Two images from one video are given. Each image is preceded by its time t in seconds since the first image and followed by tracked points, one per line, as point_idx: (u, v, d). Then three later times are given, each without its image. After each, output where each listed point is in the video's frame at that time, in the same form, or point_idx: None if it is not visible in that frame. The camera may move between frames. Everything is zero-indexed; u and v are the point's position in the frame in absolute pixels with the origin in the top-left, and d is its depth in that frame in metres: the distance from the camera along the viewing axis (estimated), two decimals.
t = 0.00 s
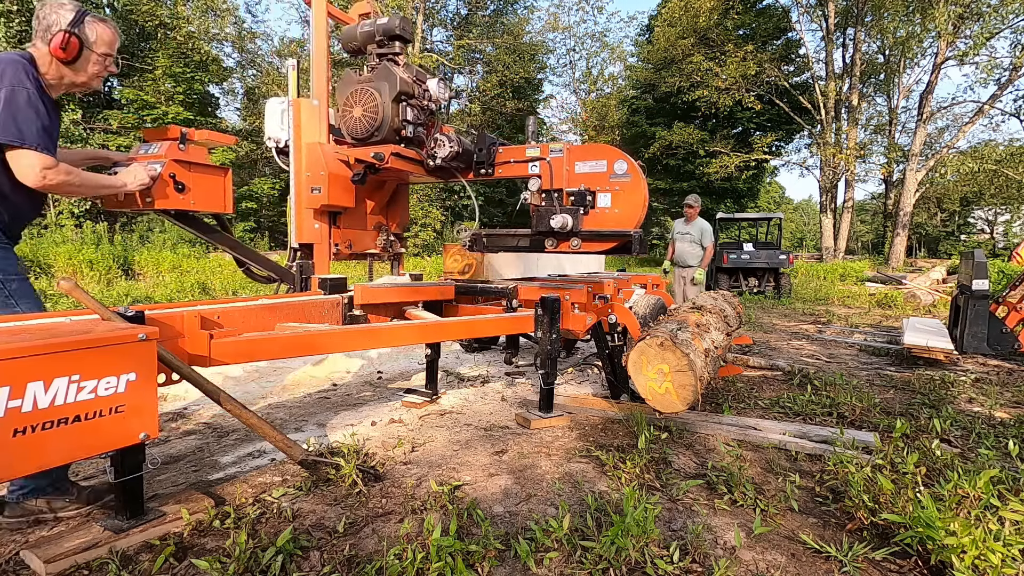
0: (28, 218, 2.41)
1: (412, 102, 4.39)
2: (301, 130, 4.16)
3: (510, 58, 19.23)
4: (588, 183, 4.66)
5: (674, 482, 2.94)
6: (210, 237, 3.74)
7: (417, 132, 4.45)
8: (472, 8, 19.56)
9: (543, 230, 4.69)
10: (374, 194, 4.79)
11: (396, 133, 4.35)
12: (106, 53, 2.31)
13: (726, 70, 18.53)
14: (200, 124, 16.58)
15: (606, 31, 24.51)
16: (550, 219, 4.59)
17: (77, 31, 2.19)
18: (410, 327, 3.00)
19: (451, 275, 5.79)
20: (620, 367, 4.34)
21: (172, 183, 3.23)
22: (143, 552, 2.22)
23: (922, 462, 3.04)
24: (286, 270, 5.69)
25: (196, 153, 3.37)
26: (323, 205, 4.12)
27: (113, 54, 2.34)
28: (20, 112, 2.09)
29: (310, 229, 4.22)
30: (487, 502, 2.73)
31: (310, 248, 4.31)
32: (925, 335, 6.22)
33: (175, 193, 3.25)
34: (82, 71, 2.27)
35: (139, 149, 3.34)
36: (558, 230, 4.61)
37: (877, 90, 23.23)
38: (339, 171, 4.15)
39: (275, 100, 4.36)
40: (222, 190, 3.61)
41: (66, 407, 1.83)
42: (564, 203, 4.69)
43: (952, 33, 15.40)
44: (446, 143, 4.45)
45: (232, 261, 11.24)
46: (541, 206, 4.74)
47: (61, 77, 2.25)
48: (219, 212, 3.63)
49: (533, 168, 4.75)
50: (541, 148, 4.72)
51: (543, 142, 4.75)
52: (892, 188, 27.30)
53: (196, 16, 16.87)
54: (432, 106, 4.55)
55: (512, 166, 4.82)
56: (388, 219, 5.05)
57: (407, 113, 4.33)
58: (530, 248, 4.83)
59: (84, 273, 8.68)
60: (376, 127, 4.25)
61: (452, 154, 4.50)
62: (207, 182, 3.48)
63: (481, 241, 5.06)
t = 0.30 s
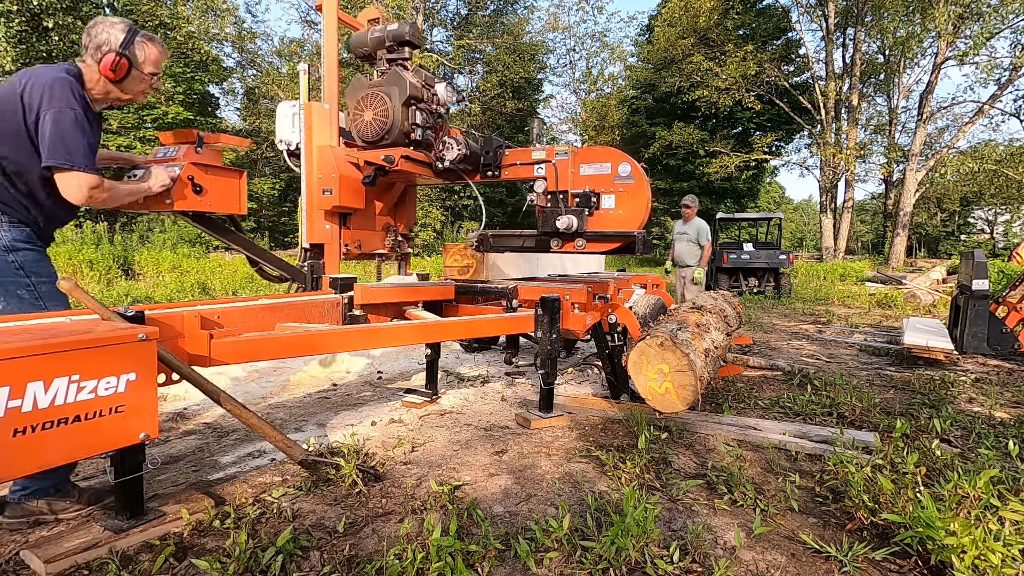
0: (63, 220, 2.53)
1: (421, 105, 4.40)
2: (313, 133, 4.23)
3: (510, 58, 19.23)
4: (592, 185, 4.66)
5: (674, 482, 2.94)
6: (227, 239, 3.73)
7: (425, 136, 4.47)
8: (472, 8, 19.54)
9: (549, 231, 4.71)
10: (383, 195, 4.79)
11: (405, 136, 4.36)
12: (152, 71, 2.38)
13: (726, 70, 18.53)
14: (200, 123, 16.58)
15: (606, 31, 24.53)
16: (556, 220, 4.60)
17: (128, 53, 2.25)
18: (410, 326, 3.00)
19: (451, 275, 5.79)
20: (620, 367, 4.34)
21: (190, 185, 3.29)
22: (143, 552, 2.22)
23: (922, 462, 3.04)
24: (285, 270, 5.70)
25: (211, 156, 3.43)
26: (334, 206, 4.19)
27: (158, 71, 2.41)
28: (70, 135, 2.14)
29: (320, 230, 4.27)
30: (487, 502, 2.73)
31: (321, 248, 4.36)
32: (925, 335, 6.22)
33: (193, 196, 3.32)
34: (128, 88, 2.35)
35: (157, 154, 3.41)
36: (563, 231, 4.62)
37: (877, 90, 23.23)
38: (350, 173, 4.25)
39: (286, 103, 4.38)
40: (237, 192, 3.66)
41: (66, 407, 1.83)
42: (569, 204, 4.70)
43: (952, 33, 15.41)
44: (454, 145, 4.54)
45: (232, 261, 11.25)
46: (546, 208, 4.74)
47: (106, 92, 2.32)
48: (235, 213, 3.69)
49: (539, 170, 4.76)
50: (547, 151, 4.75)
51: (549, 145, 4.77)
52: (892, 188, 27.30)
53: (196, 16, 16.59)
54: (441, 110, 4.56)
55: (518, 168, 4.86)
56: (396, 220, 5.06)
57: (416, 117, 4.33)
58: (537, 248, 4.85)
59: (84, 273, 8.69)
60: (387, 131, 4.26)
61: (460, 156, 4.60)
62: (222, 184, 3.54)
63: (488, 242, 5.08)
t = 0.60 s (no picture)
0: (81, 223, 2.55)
1: (429, 109, 4.43)
2: (322, 136, 4.25)
3: (510, 58, 19.22)
4: (596, 187, 4.66)
5: (674, 482, 2.94)
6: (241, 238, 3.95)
7: (433, 139, 4.50)
8: (472, 8, 19.52)
9: (553, 231, 4.72)
10: (391, 196, 4.77)
11: (413, 139, 4.40)
12: (189, 90, 2.46)
13: (726, 70, 18.53)
14: (200, 123, 16.60)
15: (606, 31, 24.55)
16: (561, 221, 4.61)
17: (169, 73, 2.32)
18: (410, 327, 3.00)
19: (451, 275, 5.79)
20: (620, 367, 4.34)
21: (206, 186, 3.59)
22: (143, 552, 2.22)
23: (922, 462, 3.04)
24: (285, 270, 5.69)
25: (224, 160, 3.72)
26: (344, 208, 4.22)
27: (194, 89, 2.49)
28: (111, 150, 2.17)
29: (330, 231, 4.29)
30: (487, 502, 2.73)
31: (331, 249, 4.37)
32: (925, 334, 6.23)
33: (207, 195, 3.59)
34: (165, 105, 2.42)
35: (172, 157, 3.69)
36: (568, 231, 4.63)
37: (877, 90, 23.22)
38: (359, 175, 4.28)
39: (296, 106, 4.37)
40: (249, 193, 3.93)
41: (66, 407, 1.83)
42: (573, 206, 4.70)
43: (952, 33, 15.41)
44: (461, 148, 4.58)
45: (233, 261, 11.26)
46: (551, 208, 4.75)
47: (143, 108, 2.39)
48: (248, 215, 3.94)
49: (544, 172, 4.78)
50: (551, 153, 4.76)
51: (553, 147, 4.79)
52: (892, 188, 27.29)
53: (196, 16, 16.62)
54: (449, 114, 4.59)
55: (523, 170, 4.89)
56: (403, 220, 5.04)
57: (424, 120, 4.36)
58: (541, 249, 4.86)
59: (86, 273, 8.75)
60: (396, 134, 4.30)
61: (467, 158, 4.62)
62: (236, 187, 3.82)
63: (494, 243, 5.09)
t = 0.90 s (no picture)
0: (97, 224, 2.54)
1: (435, 111, 4.44)
2: (329, 137, 4.23)
3: (510, 58, 19.21)
4: (599, 188, 4.67)
5: (674, 482, 2.94)
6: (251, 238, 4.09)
7: (439, 141, 4.51)
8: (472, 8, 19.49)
9: (557, 232, 4.72)
10: (396, 197, 4.78)
11: (420, 142, 4.41)
12: (207, 96, 2.49)
13: (726, 70, 18.53)
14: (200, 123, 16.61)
15: (606, 31, 24.56)
16: (565, 222, 4.61)
17: (190, 79, 2.35)
18: (410, 327, 3.00)
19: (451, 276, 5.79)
20: (620, 367, 4.34)
21: (218, 188, 3.80)
22: (143, 552, 2.22)
23: (922, 462, 3.04)
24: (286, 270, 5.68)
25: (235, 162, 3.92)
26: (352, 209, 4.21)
27: (212, 94, 2.52)
28: (138, 153, 2.20)
29: (338, 232, 4.28)
30: (487, 502, 2.73)
31: (338, 249, 4.35)
32: (925, 334, 6.23)
33: (220, 197, 3.81)
34: (185, 111, 2.44)
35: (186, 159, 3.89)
36: (571, 232, 4.63)
37: (877, 90, 23.21)
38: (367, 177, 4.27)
39: (303, 109, 4.37)
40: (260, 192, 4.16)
41: (66, 407, 1.83)
42: (576, 207, 4.71)
43: (952, 33, 15.40)
44: (467, 150, 4.58)
45: (232, 261, 11.27)
46: (555, 209, 4.75)
47: (162, 113, 2.41)
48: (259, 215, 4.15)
49: (548, 173, 4.78)
50: (555, 155, 4.77)
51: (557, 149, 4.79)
52: (892, 188, 27.29)
53: (195, 15, 16.63)
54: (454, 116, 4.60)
55: (527, 172, 4.90)
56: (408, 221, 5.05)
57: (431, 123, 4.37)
58: (545, 250, 4.86)
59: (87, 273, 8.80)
60: (403, 136, 4.31)
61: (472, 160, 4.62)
62: (246, 187, 4.04)
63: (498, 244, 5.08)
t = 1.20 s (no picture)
0: (106, 225, 2.54)
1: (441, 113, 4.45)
2: (336, 139, 4.24)
3: (510, 58, 19.22)
4: (601, 189, 4.68)
5: (674, 482, 2.94)
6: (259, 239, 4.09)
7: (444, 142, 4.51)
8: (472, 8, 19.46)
9: (560, 232, 4.73)
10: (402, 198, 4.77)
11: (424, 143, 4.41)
12: (216, 96, 2.49)
13: (726, 70, 18.53)
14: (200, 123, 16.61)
15: (606, 31, 24.56)
16: (568, 222, 4.62)
17: (200, 81, 2.36)
18: (410, 327, 3.00)
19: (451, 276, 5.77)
20: (620, 367, 4.34)
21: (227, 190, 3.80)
22: (143, 552, 2.22)
23: (922, 462, 3.04)
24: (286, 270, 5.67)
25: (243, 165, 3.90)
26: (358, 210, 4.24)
27: (221, 95, 2.53)
28: (152, 154, 2.22)
29: (344, 232, 4.29)
30: (487, 502, 2.73)
31: (344, 249, 4.37)
32: (925, 334, 6.23)
33: (229, 199, 3.82)
34: (194, 112, 2.45)
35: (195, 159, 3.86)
36: (574, 233, 4.64)
37: (877, 90, 23.21)
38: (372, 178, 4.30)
39: (310, 111, 4.40)
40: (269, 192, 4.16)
41: (66, 407, 1.83)
42: (579, 207, 4.72)
43: (952, 33, 15.39)
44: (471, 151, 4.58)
45: (233, 261, 11.27)
46: (558, 210, 4.76)
47: (172, 114, 2.41)
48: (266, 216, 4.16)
49: (551, 175, 4.80)
50: (558, 156, 4.78)
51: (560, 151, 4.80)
52: (892, 188, 27.29)
53: (195, 15, 16.65)
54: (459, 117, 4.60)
55: (531, 173, 4.92)
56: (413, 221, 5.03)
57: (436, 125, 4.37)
58: (548, 250, 4.87)
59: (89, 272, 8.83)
60: (407, 138, 4.30)
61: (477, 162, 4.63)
62: (254, 187, 4.04)
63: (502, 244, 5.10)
